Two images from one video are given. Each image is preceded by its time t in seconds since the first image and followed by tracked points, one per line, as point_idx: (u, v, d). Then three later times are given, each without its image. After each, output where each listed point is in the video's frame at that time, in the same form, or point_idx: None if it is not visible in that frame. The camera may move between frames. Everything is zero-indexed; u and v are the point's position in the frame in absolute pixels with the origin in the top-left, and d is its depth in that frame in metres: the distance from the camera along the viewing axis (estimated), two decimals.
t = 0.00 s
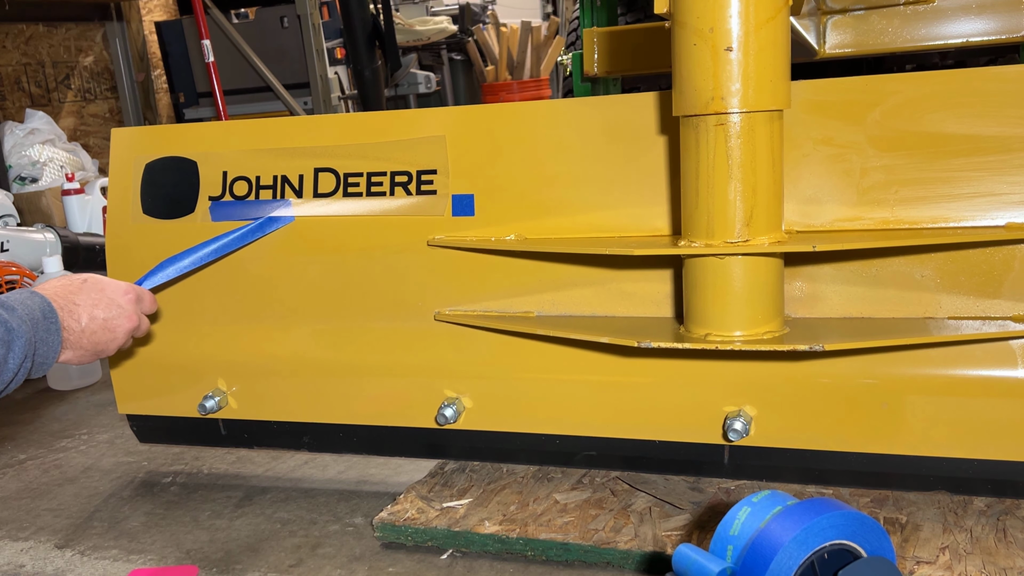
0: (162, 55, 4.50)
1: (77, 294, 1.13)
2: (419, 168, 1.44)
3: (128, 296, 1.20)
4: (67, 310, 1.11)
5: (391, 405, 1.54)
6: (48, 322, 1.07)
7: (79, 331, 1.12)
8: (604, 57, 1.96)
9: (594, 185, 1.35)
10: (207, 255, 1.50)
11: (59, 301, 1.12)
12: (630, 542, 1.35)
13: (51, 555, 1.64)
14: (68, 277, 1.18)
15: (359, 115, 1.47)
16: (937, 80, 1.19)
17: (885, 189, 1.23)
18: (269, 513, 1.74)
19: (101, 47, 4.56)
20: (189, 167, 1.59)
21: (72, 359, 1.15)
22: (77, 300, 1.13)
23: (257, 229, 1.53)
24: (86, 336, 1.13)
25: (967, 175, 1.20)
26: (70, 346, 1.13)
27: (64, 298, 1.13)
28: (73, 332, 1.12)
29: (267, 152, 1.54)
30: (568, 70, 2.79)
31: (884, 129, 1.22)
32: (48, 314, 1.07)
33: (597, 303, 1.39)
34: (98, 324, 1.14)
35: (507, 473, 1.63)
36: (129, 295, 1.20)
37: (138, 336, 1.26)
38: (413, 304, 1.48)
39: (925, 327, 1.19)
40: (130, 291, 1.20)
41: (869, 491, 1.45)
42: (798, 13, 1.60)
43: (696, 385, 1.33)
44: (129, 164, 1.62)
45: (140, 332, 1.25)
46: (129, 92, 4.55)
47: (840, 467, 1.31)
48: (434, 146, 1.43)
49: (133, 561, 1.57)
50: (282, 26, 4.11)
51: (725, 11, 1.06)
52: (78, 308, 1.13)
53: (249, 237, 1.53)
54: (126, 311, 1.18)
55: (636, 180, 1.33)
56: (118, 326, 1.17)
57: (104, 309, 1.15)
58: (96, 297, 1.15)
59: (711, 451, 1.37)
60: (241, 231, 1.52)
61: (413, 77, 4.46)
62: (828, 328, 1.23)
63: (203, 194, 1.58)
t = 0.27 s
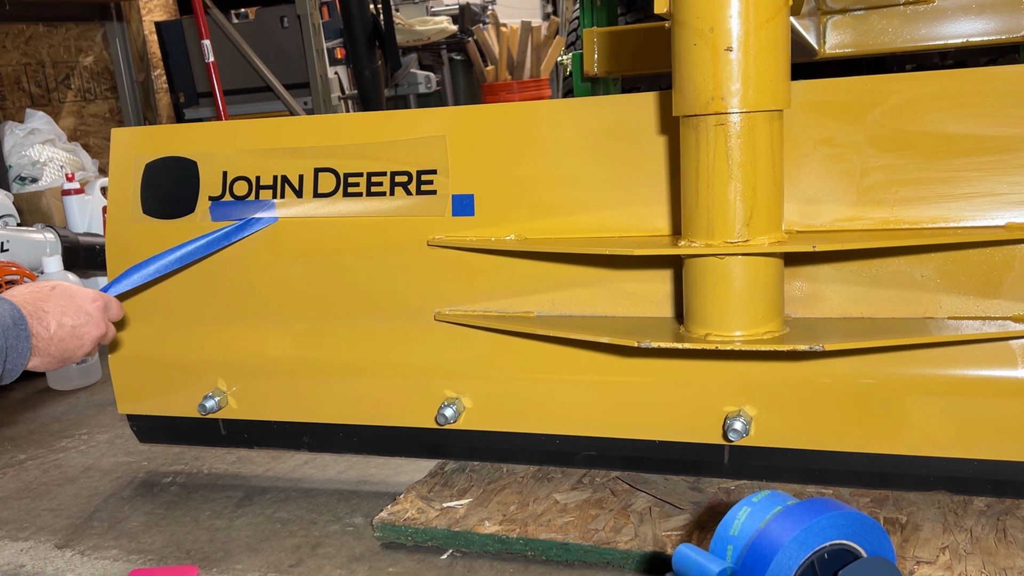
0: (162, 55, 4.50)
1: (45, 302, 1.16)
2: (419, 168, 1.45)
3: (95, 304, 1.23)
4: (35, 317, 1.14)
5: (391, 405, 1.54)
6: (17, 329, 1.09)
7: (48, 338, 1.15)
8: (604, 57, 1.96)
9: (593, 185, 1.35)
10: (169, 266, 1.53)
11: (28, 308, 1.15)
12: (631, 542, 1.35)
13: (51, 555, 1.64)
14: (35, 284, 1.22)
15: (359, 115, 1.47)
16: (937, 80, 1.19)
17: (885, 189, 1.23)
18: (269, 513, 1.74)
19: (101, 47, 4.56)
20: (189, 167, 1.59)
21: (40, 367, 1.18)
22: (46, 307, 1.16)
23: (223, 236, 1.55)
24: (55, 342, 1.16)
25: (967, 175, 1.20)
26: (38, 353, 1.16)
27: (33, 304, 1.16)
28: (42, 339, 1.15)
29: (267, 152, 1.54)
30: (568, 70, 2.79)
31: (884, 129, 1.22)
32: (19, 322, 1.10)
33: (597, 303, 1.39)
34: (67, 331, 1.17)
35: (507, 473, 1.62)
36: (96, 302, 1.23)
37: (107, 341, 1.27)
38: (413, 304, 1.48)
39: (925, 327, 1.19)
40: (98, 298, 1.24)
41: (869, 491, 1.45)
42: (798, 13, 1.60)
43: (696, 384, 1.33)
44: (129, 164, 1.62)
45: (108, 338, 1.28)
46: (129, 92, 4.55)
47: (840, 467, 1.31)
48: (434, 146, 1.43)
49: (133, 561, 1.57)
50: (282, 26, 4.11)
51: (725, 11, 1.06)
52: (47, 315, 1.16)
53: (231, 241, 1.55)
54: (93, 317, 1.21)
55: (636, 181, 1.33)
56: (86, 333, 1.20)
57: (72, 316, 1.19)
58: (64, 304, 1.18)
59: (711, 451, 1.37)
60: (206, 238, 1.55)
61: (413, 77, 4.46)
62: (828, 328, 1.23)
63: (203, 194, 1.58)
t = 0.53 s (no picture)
0: (162, 55, 4.50)
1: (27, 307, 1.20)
2: (419, 168, 1.45)
3: (74, 310, 1.27)
4: (16, 322, 1.18)
5: (391, 405, 1.54)
6: None
7: (27, 342, 1.19)
8: (604, 57, 1.96)
9: (593, 185, 1.35)
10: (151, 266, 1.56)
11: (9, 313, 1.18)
12: (631, 542, 1.35)
13: (51, 555, 1.64)
14: (16, 289, 1.25)
15: (359, 115, 1.47)
16: (937, 81, 1.19)
17: (885, 189, 1.23)
18: (269, 513, 1.73)
19: (101, 47, 4.56)
20: (189, 167, 1.59)
21: (16, 369, 1.22)
22: (26, 312, 1.20)
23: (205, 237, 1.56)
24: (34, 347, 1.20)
25: (967, 175, 1.20)
26: (17, 356, 1.19)
27: (13, 309, 1.19)
28: (22, 343, 1.18)
29: (267, 152, 1.54)
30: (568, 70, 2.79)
31: (883, 129, 1.22)
32: None
33: (597, 303, 1.39)
34: (45, 336, 1.21)
35: (507, 473, 1.62)
36: (75, 307, 1.27)
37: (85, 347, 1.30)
38: (413, 304, 1.48)
39: (925, 327, 1.19)
40: (77, 304, 1.28)
41: (869, 491, 1.45)
42: (798, 13, 1.60)
43: (696, 384, 1.33)
44: (129, 164, 1.62)
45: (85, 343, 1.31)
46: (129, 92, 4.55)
47: (840, 467, 1.31)
48: (434, 146, 1.43)
49: (134, 561, 1.57)
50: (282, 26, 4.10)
51: (725, 11, 1.06)
52: (27, 320, 1.19)
53: (217, 243, 1.55)
54: (71, 323, 1.25)
55: (636, 181, 1.33)
56: (63, 338, 1.24)
57: (51, 321, 1.22)
58: (43, 309, 1.22)
59: (711, 451, 1.37)
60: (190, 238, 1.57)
61: (413, 77, 4.46)
62: (828, 328, 1.23)
63: (203, 194, 1.58)
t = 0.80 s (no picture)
0: (162, 55, 4.50)
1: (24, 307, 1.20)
2: (419, 168, 1.45)
3: (71, 309, 1.27)
4: (14, 322, 1.19)
5: (391, 405, 1.54)
6: None
7: (25, 342, 1.19)
8: (604, 57, 1.96)
9: (593, 184, 1.35)
10: (150, 266, 1.56)
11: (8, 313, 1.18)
12: (631, 542, 1.35)
13: (51, 555, 1.64)
14: (13, 288, 1.25)
15: (359, 115, 1.47)
16: (937, 80, 1.19)
17: (885, 189, 1.23)
18: (269, 513, 1.73)
19: (101, 47, 4.56)
20: (188, 167, 1.59)
21: (16, 369, 1.22)
22: (23, 312, 1.20)
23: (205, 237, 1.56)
24: (32, 347, 1.20)
25: (967, 175, 1.20)
26: (16, 356, 1.20)
27: (11, 309, 1.20)
28: (20, 343, 1.19)
29: (267, 152, 1.54)
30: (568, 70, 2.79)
31: (883, 129, 1.22)
32: None
33: (597, 303, 1.39)
34: (44, 336, 1.21)
35: (507, 473, 1.62)
36: (73, 307, 1.27)
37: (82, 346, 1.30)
38: (414, 304, 1.48)
39: (925, 327, 1.19)
40: (75, 303, 1.27)
41: (869, 491, 1.45)
42: (798, 13, 1.60)
43: (696, 384, 1.33)
44: (129, 164, 1.62)
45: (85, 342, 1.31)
46: (129, 92, 4.56)
47: (840, 467, 1.31)
48: (434, 146, 1.43)
49: (133, 561, 1.57)
50: (282, 26, 4.10)
51: (725, 11, 1.06)
52: (25, 319, 1.19)
53: (217, 242, 1.55)
54: (70, 323, 1.25)
55: (636, 181, 1.33)
56: (62, 338, 1.24)
57: (50, 321, 1.23)
58: (41, 308, 1.22)
59: (711, 451, 1.37)
60: (189, 238, 1.57)
61: (413, 77, 4.46)
62: (827, 328, 1.23)
63: (203, 194, 1.58)
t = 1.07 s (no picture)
0: (162, 55, 4.50)
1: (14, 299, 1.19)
2: (419, 168, 1.45)
3: (64, 303, 1.26)
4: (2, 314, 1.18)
5: (391, 405, 1.54)
6: None
7: (13, 335, 1.19)
8: (604, 57, 1.96)
9: (593, 184, 1.35)
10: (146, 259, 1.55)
11: None
12: (631, 542, 1.35)
13: (51, 555, 1.64)
14: (12, 276, 1.25)
15: (359, 114, 1.47)
16: (937, 80, 1.19)
17: (885, 189, 1.23)
18: (269, 513, 1.73)
19: (101, 47, 4.56)
20: (188, 167, 1.59)
21: (4, 360, 1.22)
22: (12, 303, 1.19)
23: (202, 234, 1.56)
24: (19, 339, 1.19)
25: (967, 175, 1.20)
26: (4, 348, 1.20)
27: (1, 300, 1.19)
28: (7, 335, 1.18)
29: (267, 152, 1.54)
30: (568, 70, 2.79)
31: (883, 129, 1.22)
32: None
33: (597, 303, 1.39)
34: (32, 329, 1.20)
35: (507, 473, 1.62)
36: (65, 301, 1.25)
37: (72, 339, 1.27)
38: (414, 304, 1.48)
39: (925, 327, 1.19)
40: (66, 297, 1.26)
41: (869, 491, 1.45)
42: (798, 13, 1.60)
43: (696, 385, 1.33)
44: (129, 164, 1.62)
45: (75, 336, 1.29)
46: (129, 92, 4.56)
47: (840, 467, 1.31)
48: (434, 146, 1.43)
49: (133, 561, 1.57)
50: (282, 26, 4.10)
51: (725, 11, 1.06)
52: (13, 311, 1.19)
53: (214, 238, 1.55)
54: (60, 317, 1.24)
55: (636, 180, 1.33)
56: (52, 332, 1.23)
57: (40, 314, 1.21)
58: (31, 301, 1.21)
59: (711, 451, 1.37)
60: (187, 234, 1.57)
61: (413, 77, 4.46)
62: (827, 328, 1.23)
63: (203, 194, 1.58)
